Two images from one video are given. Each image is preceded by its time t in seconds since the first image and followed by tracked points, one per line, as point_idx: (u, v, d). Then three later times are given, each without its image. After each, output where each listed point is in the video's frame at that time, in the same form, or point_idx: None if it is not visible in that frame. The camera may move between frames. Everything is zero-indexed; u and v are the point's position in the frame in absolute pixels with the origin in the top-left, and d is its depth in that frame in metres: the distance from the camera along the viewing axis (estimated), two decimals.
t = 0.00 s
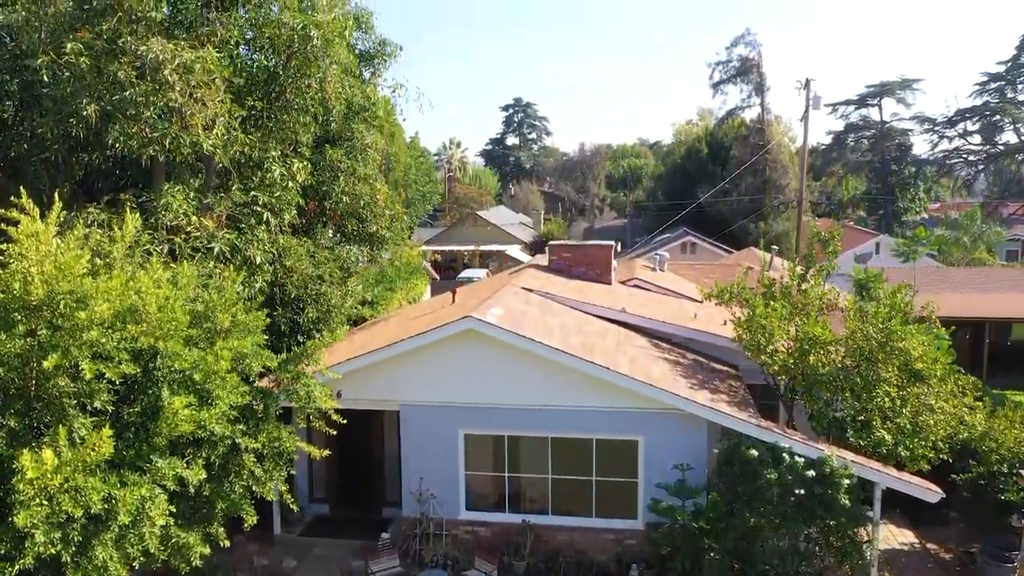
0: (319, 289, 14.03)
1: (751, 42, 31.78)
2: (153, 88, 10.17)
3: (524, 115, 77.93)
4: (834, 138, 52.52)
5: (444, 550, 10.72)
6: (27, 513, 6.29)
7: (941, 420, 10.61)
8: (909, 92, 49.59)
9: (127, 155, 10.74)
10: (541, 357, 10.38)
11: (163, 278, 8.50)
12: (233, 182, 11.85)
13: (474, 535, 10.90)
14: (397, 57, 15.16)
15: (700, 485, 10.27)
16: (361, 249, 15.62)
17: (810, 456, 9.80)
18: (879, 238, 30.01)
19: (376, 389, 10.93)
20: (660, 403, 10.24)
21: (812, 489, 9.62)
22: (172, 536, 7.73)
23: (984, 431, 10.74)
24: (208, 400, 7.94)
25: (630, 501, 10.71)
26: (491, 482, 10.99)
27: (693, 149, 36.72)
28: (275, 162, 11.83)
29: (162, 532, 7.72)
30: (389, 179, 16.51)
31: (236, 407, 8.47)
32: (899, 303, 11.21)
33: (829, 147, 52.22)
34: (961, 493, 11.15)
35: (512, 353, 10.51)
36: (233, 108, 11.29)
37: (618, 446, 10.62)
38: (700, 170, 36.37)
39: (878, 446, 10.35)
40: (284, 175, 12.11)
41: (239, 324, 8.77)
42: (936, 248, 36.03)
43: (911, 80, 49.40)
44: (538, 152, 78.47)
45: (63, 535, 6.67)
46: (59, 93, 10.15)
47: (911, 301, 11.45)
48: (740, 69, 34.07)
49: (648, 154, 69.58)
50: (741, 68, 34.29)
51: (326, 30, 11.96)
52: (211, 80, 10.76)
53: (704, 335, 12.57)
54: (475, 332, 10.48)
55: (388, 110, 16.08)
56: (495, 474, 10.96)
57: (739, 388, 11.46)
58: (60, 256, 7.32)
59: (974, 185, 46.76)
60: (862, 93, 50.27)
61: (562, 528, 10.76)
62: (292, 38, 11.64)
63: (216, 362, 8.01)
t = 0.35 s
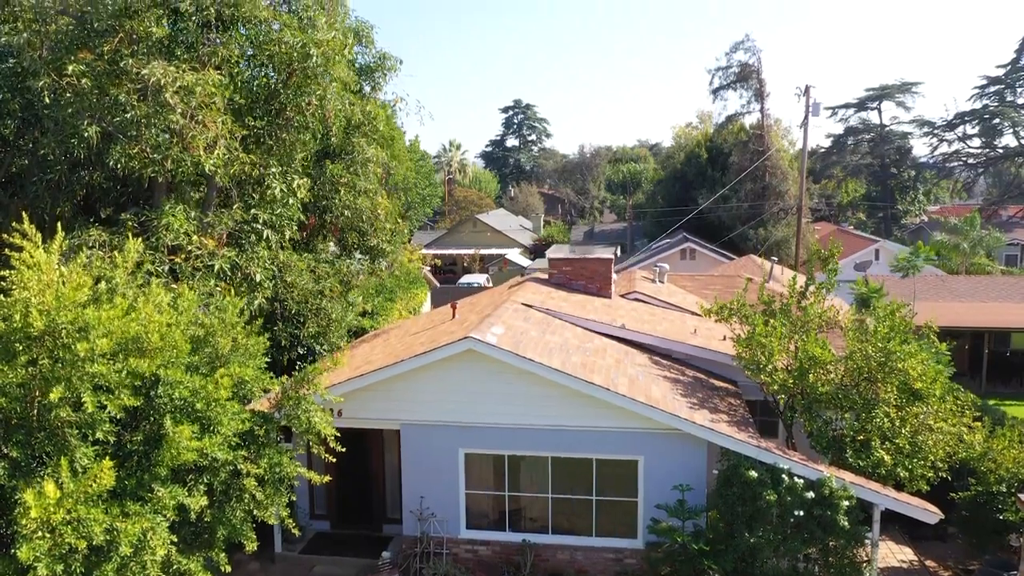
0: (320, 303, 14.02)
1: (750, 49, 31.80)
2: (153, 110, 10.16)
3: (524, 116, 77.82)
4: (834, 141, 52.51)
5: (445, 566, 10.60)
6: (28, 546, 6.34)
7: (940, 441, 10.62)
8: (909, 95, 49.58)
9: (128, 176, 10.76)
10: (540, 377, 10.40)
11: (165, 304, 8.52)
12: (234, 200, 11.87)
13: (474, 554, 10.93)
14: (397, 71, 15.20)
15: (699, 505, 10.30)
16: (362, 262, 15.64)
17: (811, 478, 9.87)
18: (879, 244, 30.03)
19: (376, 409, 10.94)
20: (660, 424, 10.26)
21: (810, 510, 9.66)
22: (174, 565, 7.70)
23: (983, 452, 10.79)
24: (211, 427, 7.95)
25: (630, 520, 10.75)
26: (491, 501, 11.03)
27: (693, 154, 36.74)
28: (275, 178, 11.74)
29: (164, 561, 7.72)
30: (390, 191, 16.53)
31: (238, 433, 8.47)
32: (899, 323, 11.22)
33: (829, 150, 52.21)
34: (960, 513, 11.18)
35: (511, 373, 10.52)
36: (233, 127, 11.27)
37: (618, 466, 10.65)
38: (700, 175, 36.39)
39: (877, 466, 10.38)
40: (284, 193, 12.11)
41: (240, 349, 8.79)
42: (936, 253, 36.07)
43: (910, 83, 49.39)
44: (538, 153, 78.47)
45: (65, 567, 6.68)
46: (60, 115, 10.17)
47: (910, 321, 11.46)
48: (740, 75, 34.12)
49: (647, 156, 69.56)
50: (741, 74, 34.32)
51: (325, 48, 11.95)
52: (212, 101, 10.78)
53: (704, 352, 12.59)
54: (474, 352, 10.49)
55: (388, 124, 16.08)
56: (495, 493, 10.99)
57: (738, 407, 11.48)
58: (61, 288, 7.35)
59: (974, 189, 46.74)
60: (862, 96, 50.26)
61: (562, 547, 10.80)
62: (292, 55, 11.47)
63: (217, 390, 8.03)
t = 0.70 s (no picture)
0: (319, 320, 14.04)
1: (750, 55, 31.83)
2: (154, 133, 10.17)
3: (524, 118, 77.81)
4: (834, 145, 52.52)
5: None
6: None
7: (939, 463, 10.68)
8: (908, 99, 49.61)
9: (129, 198, 10.79)
10: (540, 400, 10.43)
11: (166, 333, 8.55)
12: (234, 220, 11.89)
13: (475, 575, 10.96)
14: (397, 87, 15.22)
15: (698, 527, 10.32)
16: (361, 277, 15.67)
17: (810, 502, 9.87)
18: (878, 251, 30.06)
19: (376, 430, 10.96)
20: (659, 447, 10.28)
21: (809, 534, 9.69)
22: None
23: (983, 476, 10.86)
24: (211, 459, 7.99)
25: (630, 541, 10.78)
26: (491, 522, 11.05)
27: (692, 160, 36.76)
28: (275, 198, 11.65)
29: None
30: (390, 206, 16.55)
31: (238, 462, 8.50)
32: (898, 345, 11.26)
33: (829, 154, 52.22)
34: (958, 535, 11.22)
35: (511, 396, 10.55)
36: (233, 148, 11.27)
37: (618, 488, 10.67)
38: (700, 181, 36.42)
39: (876, 489, 10.42)
40: (284, 213, 12.14)
41: (241, 377, 8.81)
42: (935, 259, 36.14)
43: (910, 87, 49.42)
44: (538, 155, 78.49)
45: None
46: (62, 138, 10.20)
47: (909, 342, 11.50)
48: (739, 81, 34.19)
49: (647, 159, 69.45)
50: (740, 81, 34.35)
51: (325, 68, 11.95)
52: (212, 124, 10.78)
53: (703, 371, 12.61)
54: (474, 375, 10.52)
55: (388, 138, 16.10)
56: (495, 514, 11.01)
57: (738, 428, 11.51)
58: (63, 321, 7.38)
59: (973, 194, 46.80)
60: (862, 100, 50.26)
61: (562, 569, 10.84)
62: (292, 77, 11.51)
63: (219, 421, 8.05)
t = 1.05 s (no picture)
0: (319, 335, 14.11)
1: (750, 61, 31.86)
2: (154, 154, 10.18)
3: (524, 120, 77.75)
4: (833, 148, 52.54)
5: None
6: None
7: (937, 484, 10.71)
8: (908, 102, 49.62)
9: (129, 219, 10.82)
10: (540, 421, 10.47)
11: (166, 359, 8.62)
12: (234, 238, 11.92)
13: None
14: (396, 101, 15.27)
15: (698, 548, 10.33)
16: (361, 290, 15.72)
17: (809, 523, 9.86)
18: (878, 258, 30.08)
19: (377, 450, 10.99)
20: (659, 468, 10.31)
21: (808, 556, 9.64)
22: None
23: (982, 496, 10.91)
24: (212, 487, 8.01)
25: (630, 561, 10.81)
26: (491, 541, 11.08)
27: (692, 165, 36.80)
28: (275, 216, 11.73)
29: None
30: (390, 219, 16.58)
31: (240, 489, 8.52)
32: (897, 364, 11.29)
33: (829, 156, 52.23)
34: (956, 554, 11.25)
35: (512, 416, 10.59)
36: (232, 167, 11.26)
37: (618, 508, 10.69)
38: (700, 186, 36.45)
39: (875, 510, 10.44)
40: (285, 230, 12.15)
41: (243, 404, 8.84)
42: (935, 264, 36.16)
43: (910, 90, 49.44)
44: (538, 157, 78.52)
45: None
46: (62, 160, 10.28)
47: (908, 363, 11.54)
48: (739, 87, 34.20)
49: (647, 161, 69.48)
50: (740, 87, 34.39)
51: (325, 87, 11.99)
52: (212, 147, 10.72)
53: (703, 388, 12.67)
54: (474, 396, 10.57)
55: (388, 152, 16.15)
56: (495, 533, 11.04)
57: (737, 446, 11.54)
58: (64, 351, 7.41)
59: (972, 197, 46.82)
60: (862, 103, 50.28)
61: None
62: (291, 96, 11.48)
63: (220, 449, 8.06)
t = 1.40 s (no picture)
0: (320, 351, 14.18)
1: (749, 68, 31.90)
2: (156, 179, 10.22)
3: (524, 122, 77.67)
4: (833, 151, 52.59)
5: None
6: None
7: (936, 505, 10.74)
8: (907, 106, 49.68)
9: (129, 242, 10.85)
10: (540, 443, 10.50)
11: (167, 388, 8.66)
12: (234, 258, 11.96)
13: None
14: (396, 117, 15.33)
15: (697, 570, 10.35)
16: (361, 305, 15.77)
17: (808, 545, 9.89)
18: (877, 265, 30.07)
19: (377, 471, 11.02)
20: (659, 490, 10.33)
21: None
22: None
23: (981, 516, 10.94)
24: (213, 517, 8.01)
25: None
26: (491, 562, 11.10)
27: (692, 171, 36.88)
28: (275, 235, 11.86)
29: None
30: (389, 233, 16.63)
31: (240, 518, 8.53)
32: (896, 385, 11.32)
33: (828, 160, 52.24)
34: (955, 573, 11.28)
35: (511, 438, 10.62)
36: (233, 190, 11.29)
37: (617, 529, 10.71)
38: (699, 192, 36.53)
39: (874, 531, 10.45)
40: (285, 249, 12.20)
41: (243, 432, 8.90)
42: (934, 269, 36.21)
43: (909, 94, 49.49)
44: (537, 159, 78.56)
45: None
46: (64, 182, 10.34)
47: (906, 383, 11.58)
48: (738, 93, 34.26)
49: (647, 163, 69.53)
50: (740, 93, 34.44)
51: (325, 108, 12.05)
52: (212, 170, 10.78)
53: (703, 406, 12.70)
54: (473, 418, 10.61)
55: (388, 167, 16.20)
56: (495, 554, 11.06)
57: (736, 466, 11.58)
58: (67, 383, 7.45)
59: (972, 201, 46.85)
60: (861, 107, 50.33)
61: None
62: (292, 118, 11.56)
63: (221, 479, 8.08)
